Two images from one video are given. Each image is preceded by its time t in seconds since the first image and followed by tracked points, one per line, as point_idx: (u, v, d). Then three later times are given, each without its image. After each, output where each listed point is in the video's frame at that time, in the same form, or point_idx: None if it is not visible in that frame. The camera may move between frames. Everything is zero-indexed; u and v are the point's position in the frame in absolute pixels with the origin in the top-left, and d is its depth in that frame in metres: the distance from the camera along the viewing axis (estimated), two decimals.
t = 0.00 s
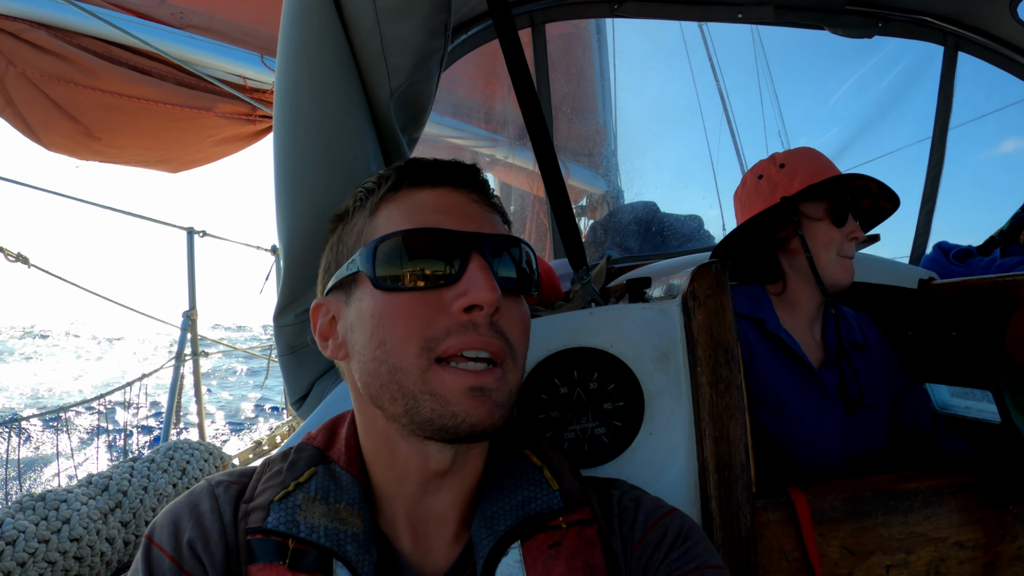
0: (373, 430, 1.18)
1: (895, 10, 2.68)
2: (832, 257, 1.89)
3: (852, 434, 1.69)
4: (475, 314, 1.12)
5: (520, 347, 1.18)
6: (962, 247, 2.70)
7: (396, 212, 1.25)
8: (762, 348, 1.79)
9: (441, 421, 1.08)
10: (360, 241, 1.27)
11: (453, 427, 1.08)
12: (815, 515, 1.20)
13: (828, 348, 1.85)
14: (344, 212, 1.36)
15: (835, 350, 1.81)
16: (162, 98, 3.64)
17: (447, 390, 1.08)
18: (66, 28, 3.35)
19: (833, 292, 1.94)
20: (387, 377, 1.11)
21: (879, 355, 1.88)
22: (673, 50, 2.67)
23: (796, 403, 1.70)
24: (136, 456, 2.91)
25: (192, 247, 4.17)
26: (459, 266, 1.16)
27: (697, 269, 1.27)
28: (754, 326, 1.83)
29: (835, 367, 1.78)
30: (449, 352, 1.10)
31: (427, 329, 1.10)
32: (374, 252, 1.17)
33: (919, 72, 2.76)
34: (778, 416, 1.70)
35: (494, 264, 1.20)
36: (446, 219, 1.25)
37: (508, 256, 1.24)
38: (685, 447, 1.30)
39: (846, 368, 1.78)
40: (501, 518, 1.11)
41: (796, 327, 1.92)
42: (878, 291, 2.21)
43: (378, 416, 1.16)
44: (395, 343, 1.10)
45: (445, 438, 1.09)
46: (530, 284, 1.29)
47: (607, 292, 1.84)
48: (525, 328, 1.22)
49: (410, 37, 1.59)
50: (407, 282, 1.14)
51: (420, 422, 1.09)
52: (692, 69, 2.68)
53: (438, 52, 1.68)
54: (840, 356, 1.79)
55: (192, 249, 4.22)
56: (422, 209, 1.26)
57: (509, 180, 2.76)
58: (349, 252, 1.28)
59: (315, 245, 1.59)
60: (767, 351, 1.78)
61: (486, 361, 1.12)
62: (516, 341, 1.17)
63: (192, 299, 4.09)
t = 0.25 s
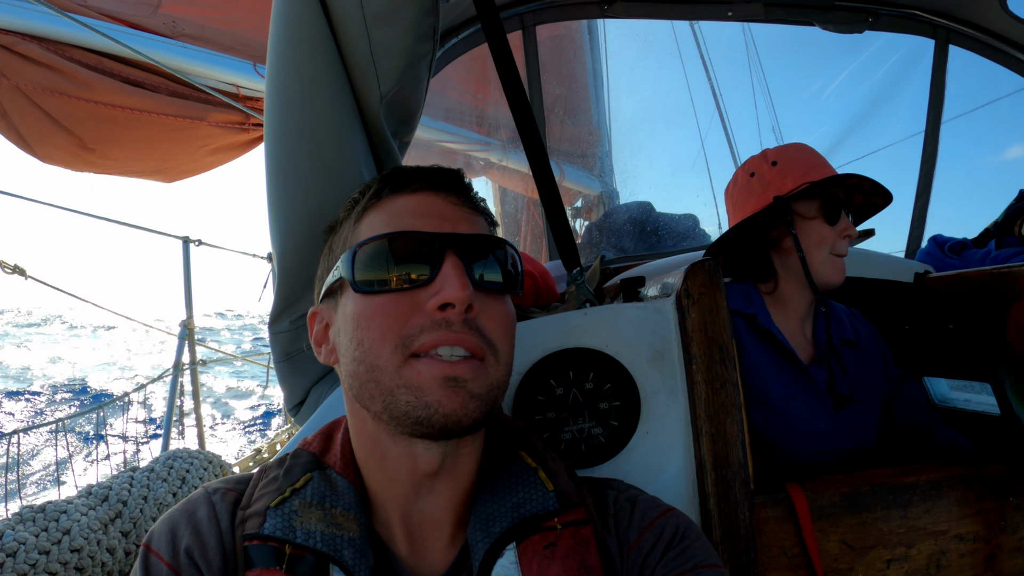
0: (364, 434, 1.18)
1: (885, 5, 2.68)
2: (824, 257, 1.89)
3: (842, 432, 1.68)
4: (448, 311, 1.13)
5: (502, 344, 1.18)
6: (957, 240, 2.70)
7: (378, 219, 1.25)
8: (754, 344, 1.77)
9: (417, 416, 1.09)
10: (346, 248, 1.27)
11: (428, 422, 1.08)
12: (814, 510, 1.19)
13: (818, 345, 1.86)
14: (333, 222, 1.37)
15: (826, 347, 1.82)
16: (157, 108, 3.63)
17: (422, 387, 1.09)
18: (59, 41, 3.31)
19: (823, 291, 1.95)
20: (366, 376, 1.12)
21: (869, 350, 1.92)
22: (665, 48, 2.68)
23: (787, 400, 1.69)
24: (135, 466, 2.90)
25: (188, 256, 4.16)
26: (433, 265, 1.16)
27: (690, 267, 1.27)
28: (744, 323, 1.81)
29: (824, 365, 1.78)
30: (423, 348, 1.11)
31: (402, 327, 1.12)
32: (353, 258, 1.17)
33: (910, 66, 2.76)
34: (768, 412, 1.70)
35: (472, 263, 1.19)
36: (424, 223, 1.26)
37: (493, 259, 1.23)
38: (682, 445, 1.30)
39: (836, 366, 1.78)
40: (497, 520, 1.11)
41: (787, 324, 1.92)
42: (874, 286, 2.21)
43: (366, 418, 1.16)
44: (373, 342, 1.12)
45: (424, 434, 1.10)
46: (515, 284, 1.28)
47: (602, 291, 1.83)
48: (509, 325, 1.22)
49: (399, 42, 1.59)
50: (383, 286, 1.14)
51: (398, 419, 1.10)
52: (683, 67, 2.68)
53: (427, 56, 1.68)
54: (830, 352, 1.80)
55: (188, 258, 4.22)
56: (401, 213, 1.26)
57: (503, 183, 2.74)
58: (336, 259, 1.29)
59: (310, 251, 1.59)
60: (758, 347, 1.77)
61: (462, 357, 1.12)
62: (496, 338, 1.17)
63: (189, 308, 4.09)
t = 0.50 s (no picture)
0: (363, 440, 1.18)
1: (883, 7, 2.68)
2: (822, 260, 1.91)
3: (837, 433, 1.69)
4: (440, 319, 1.13)
5: (496, 349, 1.17)
6: (955, 240, 2.71)
7: (370, 224, 1.26)
8: (751, 345, 1.77)
9: (411, 426, 1.10)
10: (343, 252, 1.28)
11: (422, 432, 1.09)
12: (814, 509, 1.20)
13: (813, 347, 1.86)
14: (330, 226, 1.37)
15: (821, 349, 1.81)
16: (156, 109, 3.64)
17: (416, 396, 1.10)
18: (59, 42, 3.34)
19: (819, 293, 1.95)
20: (360, 385, 1.13)
21: (864, 352, 1.90)
22: (662, 50, 2.70)
23: (783, 401, 1.70)
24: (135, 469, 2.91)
25: (187, 258, 4.16)
26: (425, 272, 1.16)
27: (689, 268, 1.28)
28: (742, 323, 1.82)
29: (819, 367, 1.78)
30: (416, 357, 1.11)
31: (395, 336, 1.12)
32: (346, 265, 1.17)
33: (906, 67, 2.78)
34: (764, 413, 1.70)
35: (464, 267, 1.19)
36: (416, 228, 1.25)
37: (488, 264, 1.23)
38: (682, 445, 1.31)
39: (831, 368, 1.79)
40: (497, 522, 1.12)
41: (783, 326, 1.93)
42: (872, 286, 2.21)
43: (363, 424, 1.16)
44: (366, 352, 1.12)
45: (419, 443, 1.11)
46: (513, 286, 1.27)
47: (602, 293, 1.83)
48: (505, 329, 1.21)
49: (398, 45, 1.59)
50: (374, 293, 1.15)
51: (393, 428, 1.11)
52: (681, 69, 2.69)
53: (426, 59, 1.68)
54: (825, 354, 1.80)
55: (186, 261, 4.22)
56: (393, 218, 1.26)
57: (503, 186, 2.75)
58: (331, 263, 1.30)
59: (309, 253, 1.59)
60: (755, 348, 1.77)
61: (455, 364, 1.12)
62: (491, 344, 1.17)
63: (188, 311, 4.08)
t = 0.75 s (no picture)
0: (361, 442, 1.18)
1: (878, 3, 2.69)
2: (819, 256, 1.90)
3: (834, 430, 1.69)
4: (438, 330, 1.13)
5: (494, 358, 1.17)
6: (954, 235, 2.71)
7: (368, 226, 1.25)
8: (749, 343, 1.77)
9: (407, 439, 1.10)
10: (341, 253, 1.28)
11: (417, 445, 1.09)
12: (815, 505, 1.20)
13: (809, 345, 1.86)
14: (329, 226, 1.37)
15: (819, 347, 1.82)
16: (155, 112, 3.66)
17: (414, 408, 1.10)
18: (57, 45, 3.38)
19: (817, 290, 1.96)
20: (357, 394, 1.13)
21: (861, 350, 1.90)
22: (658, 49, 2.70)
23: (782, 399, 1.70)
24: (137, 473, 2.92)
25: (187, 263, 4.17)
26: (422, 281, 1.15)
27: (687, 265, 1.28)
28: (740, 321, 1.81)
29: (817, 365, 1.79)
30: (414, 369, 1.11)
31: (392, 347, 1.12)
32: (343, 271, 1.17)
33: (903, 64, 2.79)
34: (763, 412, 1.69)
35: (462, 274, 1.18)
36: (414, 232, 1.24)
37: (488, 268, 1.22)
38: (682, 442, 1.30)
39: (829, 365, 1.79)
40: (496, 520, 1.12)
41: (781, 324, 1.93)
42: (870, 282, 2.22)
43: (361, 428, 1.17)
44: (364, 362, 1.12)
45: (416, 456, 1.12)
46: (516, 289, 1.26)
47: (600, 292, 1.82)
48: (504, 337, 1.21)
49: (394, 46, 1.60)
50: (371, 300, 1.15)
51: (391, 439, 1.11)
52: (678, 69, 2.70)
53: (422, 60, 1.69)
54: (822, 352, 1.80)
55: (186, 266, 4.22)
56: (392, 221, 1.25)
57: (500, 188, 2.75)
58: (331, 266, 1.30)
59: (308, 255, 1.60)
60: (753, 346, 1.77)
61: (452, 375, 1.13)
62: (489, 352, 1.17)
63: (188, 315, 4.08)
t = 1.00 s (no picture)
0: (360, 440, 1.17)
1: None
2: (819, 248, 1.90)
3: (838, 425, 1.69)
4: (438, 322, 1.12)
5: (492, 351, 1.17)
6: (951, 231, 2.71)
7: (367, 222, 1.25)
8: (750, 340, 1.76)
9: (408, 426, 1.09)
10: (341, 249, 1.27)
11: (418, 434, 1.09)
12: (814, 500, 1.20)
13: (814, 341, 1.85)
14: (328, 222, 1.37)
15: (822, 342, 1.82)
16: (151, 113, 3.66)
17: (414, 399, 1.09)
18: (52, 46, 3.36)
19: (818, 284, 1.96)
20: (358, 386, 1.12)
21: (863, 345, 1.90)
22: (653, 46, 2.70)
23: (784, 397, 1.69)
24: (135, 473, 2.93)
25: (184, 263, 4.16)
26: (421, 273, 1.15)
27: (685, 261, 1.27)
28: (742, 319, 1.80)
29: (819, 361, 1.78)
30: (414, 359, 1.09)
31: (392, 338, 1.11)
32: (343, 264, 1.17)
33: (900, 60, 2.79)
34: (762, 409, 1.69)
35: (459, 268, 1.18)
36: (413, 227, 1.24)
37: (487, 262, 1.22)
38: (681, 439, 1.30)
39: (831, 359, 1.79)
40: (495, 518, 1.12)
41: (783, 321, 1.91)
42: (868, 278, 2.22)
43: (360, 425, 1.16)
44: (363, 353, 1.12)
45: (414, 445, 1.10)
46: (513, 285, 1.27)
47: (598, 288, 1.81)
48: (500, 330, 1.20)
49: (391, 44, 1.59)
50: (369, 295, 1.14)
51: (391, 429, 1.10)
52: (675, 66, 2.69)
53: (419, 58, 1.68)
54: (824, 348, 1.80)
55: (184, 266, 4.21)
56: (391, 217, 1.24)
57: (498, 186, 2.75)
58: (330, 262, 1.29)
59: (306, 254, 1.59)
60: (754, 343, 1.76)
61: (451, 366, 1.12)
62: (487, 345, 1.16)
63: (186, 315, 4.07)
